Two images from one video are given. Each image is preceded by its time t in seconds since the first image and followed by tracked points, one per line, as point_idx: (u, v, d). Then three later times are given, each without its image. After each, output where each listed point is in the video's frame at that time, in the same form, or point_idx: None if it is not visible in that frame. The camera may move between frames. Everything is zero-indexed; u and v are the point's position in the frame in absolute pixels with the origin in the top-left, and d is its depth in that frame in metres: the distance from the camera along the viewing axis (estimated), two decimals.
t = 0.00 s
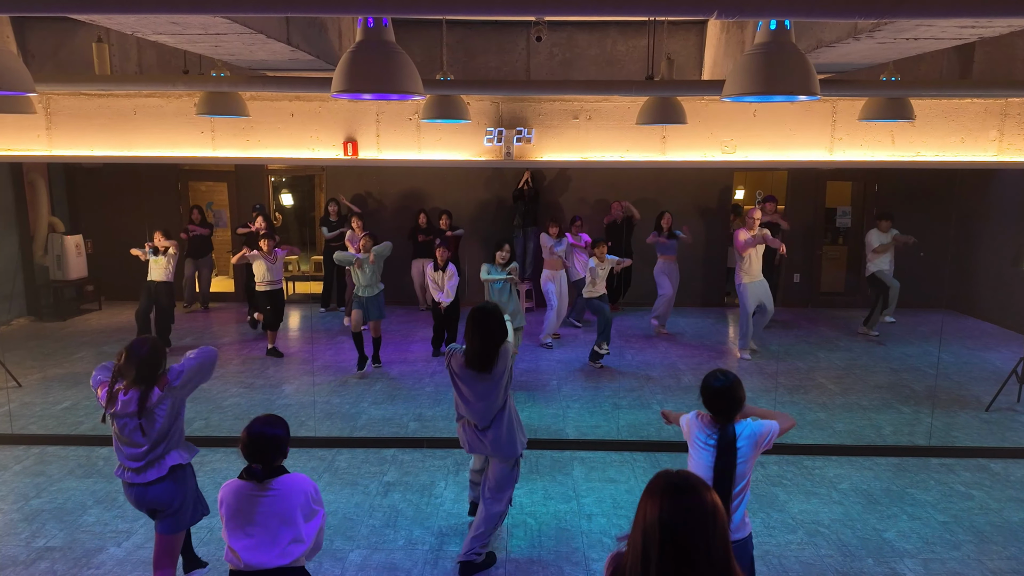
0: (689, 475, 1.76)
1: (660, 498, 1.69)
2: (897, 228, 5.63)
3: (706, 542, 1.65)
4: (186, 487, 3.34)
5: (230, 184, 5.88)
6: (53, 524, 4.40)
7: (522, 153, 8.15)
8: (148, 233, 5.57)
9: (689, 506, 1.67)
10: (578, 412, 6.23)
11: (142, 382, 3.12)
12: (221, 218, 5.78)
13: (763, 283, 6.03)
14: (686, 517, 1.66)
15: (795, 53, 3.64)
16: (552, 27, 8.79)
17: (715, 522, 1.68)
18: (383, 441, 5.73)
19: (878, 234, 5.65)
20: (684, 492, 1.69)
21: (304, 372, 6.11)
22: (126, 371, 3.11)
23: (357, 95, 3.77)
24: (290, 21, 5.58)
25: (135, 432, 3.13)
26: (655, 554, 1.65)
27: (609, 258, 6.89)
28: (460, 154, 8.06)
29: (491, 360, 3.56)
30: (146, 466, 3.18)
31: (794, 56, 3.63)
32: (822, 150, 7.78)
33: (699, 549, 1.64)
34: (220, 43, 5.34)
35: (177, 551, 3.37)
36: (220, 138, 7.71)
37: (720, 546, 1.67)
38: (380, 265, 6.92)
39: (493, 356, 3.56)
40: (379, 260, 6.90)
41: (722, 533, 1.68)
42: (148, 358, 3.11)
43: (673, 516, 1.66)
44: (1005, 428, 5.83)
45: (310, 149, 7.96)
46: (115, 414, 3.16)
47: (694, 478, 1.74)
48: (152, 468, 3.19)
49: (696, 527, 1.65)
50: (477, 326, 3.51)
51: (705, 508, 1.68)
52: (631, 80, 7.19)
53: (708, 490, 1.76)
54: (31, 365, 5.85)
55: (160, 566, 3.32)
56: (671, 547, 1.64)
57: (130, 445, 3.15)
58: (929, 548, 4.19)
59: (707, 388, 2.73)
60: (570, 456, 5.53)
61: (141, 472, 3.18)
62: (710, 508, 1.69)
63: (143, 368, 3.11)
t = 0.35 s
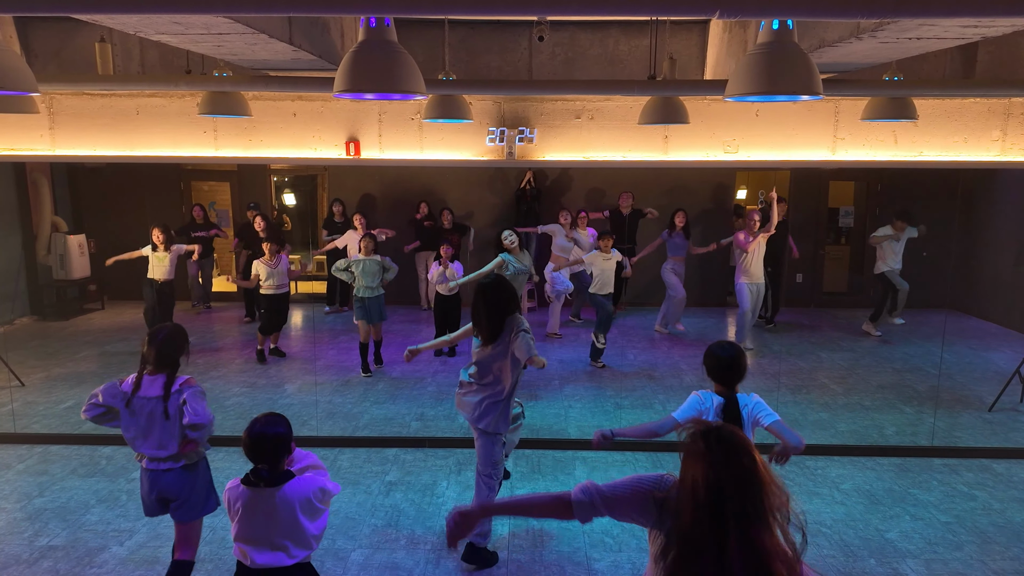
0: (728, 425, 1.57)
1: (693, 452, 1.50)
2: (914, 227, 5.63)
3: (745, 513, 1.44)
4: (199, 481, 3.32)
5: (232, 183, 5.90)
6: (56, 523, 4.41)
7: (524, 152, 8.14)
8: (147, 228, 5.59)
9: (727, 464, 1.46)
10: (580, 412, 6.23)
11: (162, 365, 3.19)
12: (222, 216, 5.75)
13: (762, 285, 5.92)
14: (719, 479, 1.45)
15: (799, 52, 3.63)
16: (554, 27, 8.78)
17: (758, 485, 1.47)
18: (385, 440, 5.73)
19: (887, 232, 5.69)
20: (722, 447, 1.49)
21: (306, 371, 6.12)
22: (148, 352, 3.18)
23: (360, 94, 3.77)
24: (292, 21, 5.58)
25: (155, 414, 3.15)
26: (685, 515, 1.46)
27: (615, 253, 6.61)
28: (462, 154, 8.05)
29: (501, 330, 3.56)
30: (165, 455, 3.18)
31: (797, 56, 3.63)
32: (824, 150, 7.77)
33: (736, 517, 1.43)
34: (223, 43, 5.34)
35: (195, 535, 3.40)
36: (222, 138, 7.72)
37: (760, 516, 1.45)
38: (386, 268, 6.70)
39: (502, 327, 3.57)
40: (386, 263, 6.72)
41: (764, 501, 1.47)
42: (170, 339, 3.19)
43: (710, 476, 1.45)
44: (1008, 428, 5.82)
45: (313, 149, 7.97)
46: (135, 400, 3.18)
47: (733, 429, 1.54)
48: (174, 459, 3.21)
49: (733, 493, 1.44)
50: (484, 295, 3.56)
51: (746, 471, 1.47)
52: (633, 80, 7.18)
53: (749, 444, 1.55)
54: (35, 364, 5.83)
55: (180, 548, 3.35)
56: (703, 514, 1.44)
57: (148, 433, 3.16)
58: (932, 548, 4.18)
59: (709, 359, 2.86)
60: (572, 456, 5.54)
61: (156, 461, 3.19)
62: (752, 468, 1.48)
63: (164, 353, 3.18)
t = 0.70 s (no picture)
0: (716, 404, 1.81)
1: (686, 430, 1.76)
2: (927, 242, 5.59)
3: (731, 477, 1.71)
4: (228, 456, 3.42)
5: (235, 182, 5.87)
6: (57, 522, 4.41)
7: (525, 152, 8.15)
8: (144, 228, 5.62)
9: (713, 439, 1.72)
10: (582, 411, 6.22)
11: (189, 344, 3.25)
12: (222, 216, 5.76)
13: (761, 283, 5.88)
14: (709, 452, 1.71)
15: (801, 52, 3.63)
16: (555, 27, 8.78)
17: (743, 455, 1.73)
18: (387, 440, 5.74)
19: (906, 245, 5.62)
20: (709, 423, 1.73)
21: (308, 371, 6.12)
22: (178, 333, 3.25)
23: (361, 94, 3.77)
24: (293, 21, 5.59)
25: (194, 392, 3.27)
26: (681, 483, 1.75)
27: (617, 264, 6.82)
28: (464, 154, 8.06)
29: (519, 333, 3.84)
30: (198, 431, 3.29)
31: (799, 56, 3.62)
32: (827, 150, 7.76)
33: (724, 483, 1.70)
34: (225, 43, 5.34)
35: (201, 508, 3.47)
36: (224, 138, 7.73)
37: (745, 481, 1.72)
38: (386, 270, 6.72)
39: (518, 329, 3.84)
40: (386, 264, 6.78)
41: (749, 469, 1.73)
42: (203, 320, 3.28)
43: (702, 450, 1.72)
44: (1010, 428, 5.81)
45: (314, 148, 7.98)
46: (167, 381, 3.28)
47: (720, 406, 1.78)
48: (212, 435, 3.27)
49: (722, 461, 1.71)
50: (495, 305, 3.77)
51: (731, 442, 1.72)
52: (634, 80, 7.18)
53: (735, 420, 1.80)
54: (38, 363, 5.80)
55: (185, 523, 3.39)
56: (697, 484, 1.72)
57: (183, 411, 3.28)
58: (933, 549, 4.18)
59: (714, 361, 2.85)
60: (573, 455, 5.54)
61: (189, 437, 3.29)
62: (738, 440, 1.73)
63: (191, 331, 3.24)
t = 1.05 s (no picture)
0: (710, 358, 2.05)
1: (686, 382, 1.97)
2: (950, 239, 5.55)
3: (724, 426, 1.95)
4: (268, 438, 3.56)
5: (236, 181, 5.87)
6: (59, 521, 4.42)
7: (527, 151, 8.15)
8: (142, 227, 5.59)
9: (711, 392, 1.95)
10: (583, 410, 6.23)
11: (227, 335, 3.39)
12: (225, 215, 5.78)
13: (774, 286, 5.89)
14: (706, 403, 1.94)
15: (802, 51, 3.62)
16: (557, 25, 8.77)
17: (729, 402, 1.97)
18: (388, 439, 5.74)
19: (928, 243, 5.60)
20: (708, 378, 1.96)
21: (309, 370, 6.13)
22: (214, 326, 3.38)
23: (362, 93, 3.77)
24: (294, 20, 5.59)
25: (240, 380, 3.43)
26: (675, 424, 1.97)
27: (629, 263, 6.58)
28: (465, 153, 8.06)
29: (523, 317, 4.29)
30: (240, 415, 3.44)
31: (800, 55, 3.61)
32: (828, 149, 7.75)
33: (717, 431, 1.94)
34: (226, 42, 5.34)
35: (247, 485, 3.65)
36: (225, 137, 7.73)
37: (735, 430, 1.97)
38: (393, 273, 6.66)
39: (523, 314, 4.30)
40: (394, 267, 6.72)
41: (737, 419, 1.98)
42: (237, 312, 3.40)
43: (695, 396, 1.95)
44: (1012, 428, 5.80)
45: (315, 148, 7.98)
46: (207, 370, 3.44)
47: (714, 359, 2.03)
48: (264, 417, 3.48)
49: (717, 413, 1.94)
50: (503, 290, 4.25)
51: (726, 396, 1.96)
52: (635, 79, 7.17)
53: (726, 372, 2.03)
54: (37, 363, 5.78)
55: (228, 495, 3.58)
56: (694, 431, 1.94)
57: (225, 397, 3.42)
58: (934, 549, 4.17)
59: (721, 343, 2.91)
60: (574, 455, 5.54)
61: (232, 421, 3.44)
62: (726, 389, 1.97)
63: (224, 323, 3.37)
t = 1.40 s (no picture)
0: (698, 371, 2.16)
1: (676, 395, 2.08)
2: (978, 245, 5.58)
3: (713, 437, 2.05)
4: (276, 450, 3.58)
5: (237, 181, 5.81)
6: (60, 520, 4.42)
7: (527, 151, 8.17)
8: (140, 232, 5.60)
9: (700, 404, 2.06)
10: (583, 409, 6.25)
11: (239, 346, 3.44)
12: (228, 216, 5.76)
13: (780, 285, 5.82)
14: (695, 415, 2.05)
15: (804, 51, 3.62)
16: (557, 25, 8.77)
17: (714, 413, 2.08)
18: (388, 439, 5.74)
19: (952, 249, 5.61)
20: (697, 391, 2.07)
21: (309, 369, 6.13)
22: (227, 337, 3.43)
23: (363, 92, 3.77)
24: (295, 20, 5.60)
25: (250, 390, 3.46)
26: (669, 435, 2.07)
27: (636, 265, 6.54)
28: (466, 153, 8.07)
29: (514, 312, 4.62)
30: (250, 426, 3.46)
31: (801, 55, 3.61)
32: (829, 149, 7.75)
33: (705, 441, 2.05)
34: (227, 41, 5.34)
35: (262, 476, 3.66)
36: (226, 137, 7.74)
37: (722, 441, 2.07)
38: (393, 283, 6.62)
39: (515, 309, 4.62)
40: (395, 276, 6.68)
41: (723, 430, 2.09)
42: (250, 323, 3.44)
43: (684, 406, 2.06)
44: (1013, 429, 5.80)
45: (316, 147, 7.99)
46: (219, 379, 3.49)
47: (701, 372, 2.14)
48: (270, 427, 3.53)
49: (705, 424, 2.06)
50: (499, 284, 4.54)
51: (713, 410, 2.08)
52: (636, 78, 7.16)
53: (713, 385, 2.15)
54: (38, 363, 5.68)
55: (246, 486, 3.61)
56: (684, 442, 2.05)
57: (236, 408, 3.45)
58: (935, 549, 4.17)
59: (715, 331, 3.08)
60: (574, 454, 5.55)
61: (241, 432, 3.47)
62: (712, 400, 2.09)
63: (237, 333, 3.40)
